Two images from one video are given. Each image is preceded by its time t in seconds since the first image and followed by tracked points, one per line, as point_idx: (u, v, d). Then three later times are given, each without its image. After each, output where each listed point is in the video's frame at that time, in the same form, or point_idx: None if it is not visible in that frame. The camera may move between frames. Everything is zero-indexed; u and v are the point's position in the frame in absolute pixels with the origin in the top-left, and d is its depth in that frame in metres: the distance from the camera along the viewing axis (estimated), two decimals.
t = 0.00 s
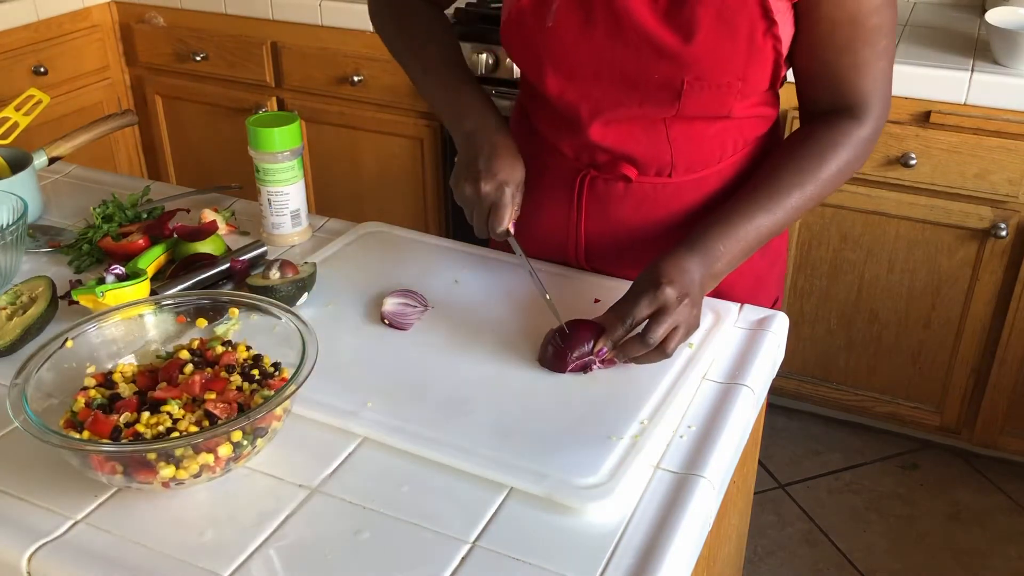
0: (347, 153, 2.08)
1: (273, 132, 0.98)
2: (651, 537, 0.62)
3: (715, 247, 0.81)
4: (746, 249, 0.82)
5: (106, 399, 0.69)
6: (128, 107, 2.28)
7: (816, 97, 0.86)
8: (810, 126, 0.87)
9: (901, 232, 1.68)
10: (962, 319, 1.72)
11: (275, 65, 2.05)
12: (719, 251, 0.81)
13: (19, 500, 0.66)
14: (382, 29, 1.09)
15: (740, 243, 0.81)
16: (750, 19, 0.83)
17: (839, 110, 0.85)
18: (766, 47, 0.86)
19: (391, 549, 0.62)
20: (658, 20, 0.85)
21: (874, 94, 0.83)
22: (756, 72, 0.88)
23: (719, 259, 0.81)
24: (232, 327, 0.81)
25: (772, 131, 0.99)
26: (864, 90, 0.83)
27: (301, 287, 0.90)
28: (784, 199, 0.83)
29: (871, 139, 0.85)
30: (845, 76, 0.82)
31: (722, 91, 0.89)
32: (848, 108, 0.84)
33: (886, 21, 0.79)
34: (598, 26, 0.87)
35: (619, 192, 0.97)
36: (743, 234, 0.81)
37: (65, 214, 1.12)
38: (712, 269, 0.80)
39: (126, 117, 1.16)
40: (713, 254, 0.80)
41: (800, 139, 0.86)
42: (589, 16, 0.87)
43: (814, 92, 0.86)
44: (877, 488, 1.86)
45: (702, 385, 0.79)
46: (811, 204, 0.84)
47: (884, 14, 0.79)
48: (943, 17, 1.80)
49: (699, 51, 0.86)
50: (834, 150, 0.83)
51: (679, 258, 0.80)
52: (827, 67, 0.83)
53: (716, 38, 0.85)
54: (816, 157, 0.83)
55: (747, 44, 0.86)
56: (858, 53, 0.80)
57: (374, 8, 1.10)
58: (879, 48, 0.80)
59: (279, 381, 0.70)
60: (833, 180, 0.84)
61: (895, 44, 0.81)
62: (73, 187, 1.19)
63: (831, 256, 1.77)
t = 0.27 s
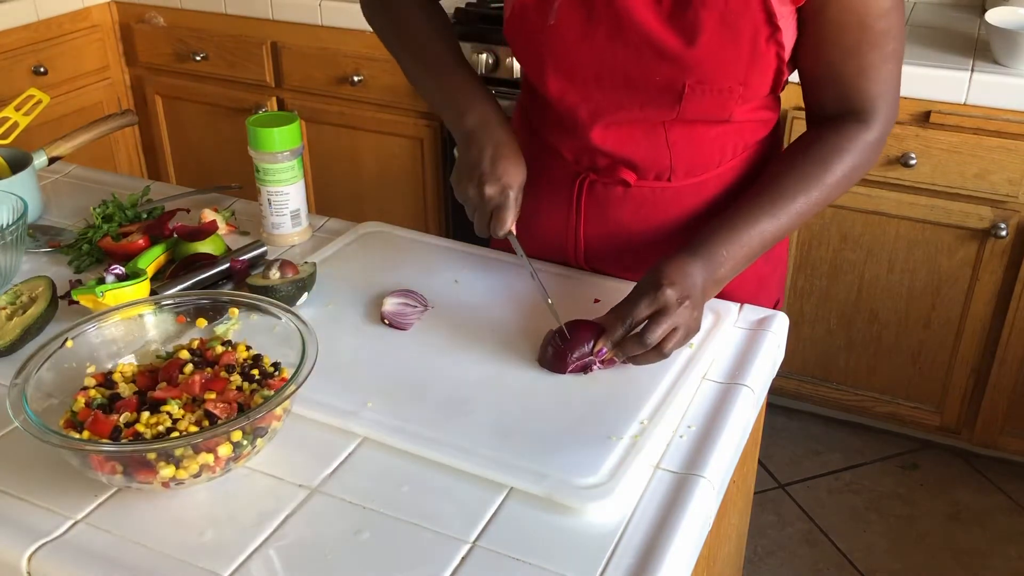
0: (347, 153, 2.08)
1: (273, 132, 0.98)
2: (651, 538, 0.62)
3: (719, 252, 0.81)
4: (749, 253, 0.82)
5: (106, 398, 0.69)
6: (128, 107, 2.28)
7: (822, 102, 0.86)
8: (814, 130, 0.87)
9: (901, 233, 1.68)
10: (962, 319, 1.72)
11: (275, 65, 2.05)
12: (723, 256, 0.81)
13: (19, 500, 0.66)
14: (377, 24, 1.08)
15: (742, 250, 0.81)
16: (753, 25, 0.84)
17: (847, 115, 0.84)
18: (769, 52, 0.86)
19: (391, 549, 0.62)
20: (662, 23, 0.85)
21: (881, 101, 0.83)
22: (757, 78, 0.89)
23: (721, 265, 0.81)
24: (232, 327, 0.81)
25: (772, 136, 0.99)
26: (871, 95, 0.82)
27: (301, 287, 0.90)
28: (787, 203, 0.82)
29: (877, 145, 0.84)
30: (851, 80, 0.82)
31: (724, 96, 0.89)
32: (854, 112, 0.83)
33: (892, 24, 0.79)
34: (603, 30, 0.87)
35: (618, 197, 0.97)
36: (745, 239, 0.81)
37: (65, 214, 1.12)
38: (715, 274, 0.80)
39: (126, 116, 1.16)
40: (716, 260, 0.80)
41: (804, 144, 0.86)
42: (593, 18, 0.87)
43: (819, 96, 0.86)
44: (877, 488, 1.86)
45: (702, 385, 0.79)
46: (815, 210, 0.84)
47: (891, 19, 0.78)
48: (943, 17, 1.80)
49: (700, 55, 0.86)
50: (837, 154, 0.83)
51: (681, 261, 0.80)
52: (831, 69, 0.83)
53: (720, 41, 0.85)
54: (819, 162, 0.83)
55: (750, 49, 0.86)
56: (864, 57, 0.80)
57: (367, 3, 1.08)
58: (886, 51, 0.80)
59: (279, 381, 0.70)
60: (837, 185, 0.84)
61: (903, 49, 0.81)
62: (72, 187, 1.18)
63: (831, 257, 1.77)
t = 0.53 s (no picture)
0: (348, 153, 2.08)
1: (273, 132, 0.98)
2: (652, 538, 0.62)
3: (719, 252, 0.81)
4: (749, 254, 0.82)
5: (106, 398, 0.69)
6: (128, 107, 2.28)
7: (820, 98, 0.86)
8: (813, 129, 0.87)
9: (902, 233, 1.68)
10: (962, 319, 1.72)
11: (275, 65, 2.05)
12: (723, 256, 0.81)
13: (20, 500, 0.66)
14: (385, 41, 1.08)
15: (742, 250, 0.82)
16: (760, 22, 0.83)
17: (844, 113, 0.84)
18: (775, 49, 0.86)
19: (391, 549, 0.62)
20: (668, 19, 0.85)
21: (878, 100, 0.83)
22: (764, 74, 0.88)
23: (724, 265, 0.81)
24: (233, 327, 0.81)
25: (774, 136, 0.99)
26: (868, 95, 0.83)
27: (301, 287, 0.90)
28: (788, 203, 0.82)
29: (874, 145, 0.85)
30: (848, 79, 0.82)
31: (730, 92, 0.89)
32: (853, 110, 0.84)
33: (891, 21, 0.79)
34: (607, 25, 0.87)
35: (621, 196, 0.97)
36: (747, 239, 0.81)
37: (65, 214, 1.12)
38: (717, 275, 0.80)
39: (126, 116, 1.16)
40: (718, 260, 0.80)
41: (803, 143, 0.86)
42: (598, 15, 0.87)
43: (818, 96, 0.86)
44: (877, 488, 1.86)
45: (702, 385, 0.79)
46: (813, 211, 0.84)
47: (889, 18, 0.79)
48: (943, 17, 1.80)
49: (707, 51, 0.85)
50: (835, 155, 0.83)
51: (684, 263, 0.80)
52: (832, 69, 0.83)
53: (728, 37, 0.85)
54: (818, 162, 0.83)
55: (757, 45, 0.85)
56: (863, 55, 0.80)
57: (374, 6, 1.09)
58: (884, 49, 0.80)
59: (279, 381, 0.70)
60: (835, 185, 0.84)
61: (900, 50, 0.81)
62: (72, 186, 1.19)
63: (831, 256, 1.77)
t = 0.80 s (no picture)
0: (348, 153, 2.08)
1: (273, 132, 0.98)
2: (652, 538, 0.62)
3: (718, 248, 0.81)
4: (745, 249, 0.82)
5: (106, 398, 0.69)
6: (129, 107, 2.28)
7: (818, 90, 0.86)
8: (810, 121, 0.87)
9: (902, 232, 1.68)
10: (962, 319, 1.72)
11: (275, 65, 2.05)
12: (721, 253, 0.81)
13: (19, 500, 0.66)
14: (392, 44, 1.09)
15: (740, 249, 0.81)
16: (762, 4, 0.84)
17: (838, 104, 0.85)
18: (776, 33, 0.86)
19: (391, 549, 0.62)
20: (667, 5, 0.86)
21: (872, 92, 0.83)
22: (765, 56, 0.88)
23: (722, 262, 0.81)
24: (233, 327, 0.81)
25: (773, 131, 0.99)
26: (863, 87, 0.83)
27: (301, 287, 0.90)
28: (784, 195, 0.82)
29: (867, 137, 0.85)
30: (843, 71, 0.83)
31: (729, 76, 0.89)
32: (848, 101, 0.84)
33: (885, 12, 0.79)
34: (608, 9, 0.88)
35: (619, 190, 0.97)
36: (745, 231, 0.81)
37: (65, 214, 1.12)
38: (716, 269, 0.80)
39: (126, 117, 1.16)
40: (716, 255, 0.80)
41: (801, 135, 0.86)
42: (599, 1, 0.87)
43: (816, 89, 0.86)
44: (877, 488, 1.86)
45: (702, 385, 0.79)
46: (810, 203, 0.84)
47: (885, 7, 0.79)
48: (943, 17, 1.80)
49: (708, 33, 0.86)
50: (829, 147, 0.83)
51: (684, 260, 0.80)
52: (828, 59, 0.83)
53: (729, 19, 0.85)
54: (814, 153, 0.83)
55: (758, 27, 0.86)
56: (858, 44, 0.81)
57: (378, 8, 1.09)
58: (878, 40, 0.81)
59: (279, 381, 0.70)
60: (832, 177, 0.84)
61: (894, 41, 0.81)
62: (72, 187, 1.18)
63: (831, 256, 1.77)
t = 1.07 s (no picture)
0: (348, 153, 2.08)
1: (273, 132, 0.98)
2: (651, 539, 0.62)
3: (720, 250, 0.81)
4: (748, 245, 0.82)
5: (106, 398, 0.69)
6: (128, 107, 2.28)
7: (817, 91, 0.86)
8: (809, 122, 0.87)
9: (902, 233, 1.68)
10: (962, 319, 1.72)
11: (275, 65, 2.05)
12: (723, 254, 0.81)
13: (19, 500, 0.66)
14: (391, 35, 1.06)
15: (741, 249, 0.81)
16: None
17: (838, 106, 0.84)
18: (776, 30, 0.85)
19: (391, 549, 0.62)
20: None
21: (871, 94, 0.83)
22: (763, 54, 0.88)
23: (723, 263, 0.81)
24: (233, 327, 0.81)
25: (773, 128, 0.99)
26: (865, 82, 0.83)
27: (301, 287, 0.90)
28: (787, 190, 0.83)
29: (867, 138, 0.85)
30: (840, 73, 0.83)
31: (725, 71, 0.88)
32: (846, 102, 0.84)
33: (884, 12, 0.79)
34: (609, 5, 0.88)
35: (619, 184, 0.97)
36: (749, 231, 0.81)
37: (65, 214, 1.12)
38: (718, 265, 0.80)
39: (125, 117, 1.16)
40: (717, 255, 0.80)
41: (799, 136, 0.86)
42: None
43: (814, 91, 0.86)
44: (877, 488, 1.86)
45: (702, 385, 0.79)
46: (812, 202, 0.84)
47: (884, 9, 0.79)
48: (943, 17, 1.80)
49: (707, 28, 0.86)
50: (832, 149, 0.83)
51: (684, 261, 0.80)
52: (829, 60, 0.83)
53: (728, 14, 0.85)
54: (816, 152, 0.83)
55: (757, 23, 0.85)
56: (858, 44, 0.81)
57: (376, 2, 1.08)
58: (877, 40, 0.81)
59: (279, 381, 0.70)
60: (830, 178, 0.84)
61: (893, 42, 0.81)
62: (72, 187, 1.18)
63: (831, 257, 1.77)
